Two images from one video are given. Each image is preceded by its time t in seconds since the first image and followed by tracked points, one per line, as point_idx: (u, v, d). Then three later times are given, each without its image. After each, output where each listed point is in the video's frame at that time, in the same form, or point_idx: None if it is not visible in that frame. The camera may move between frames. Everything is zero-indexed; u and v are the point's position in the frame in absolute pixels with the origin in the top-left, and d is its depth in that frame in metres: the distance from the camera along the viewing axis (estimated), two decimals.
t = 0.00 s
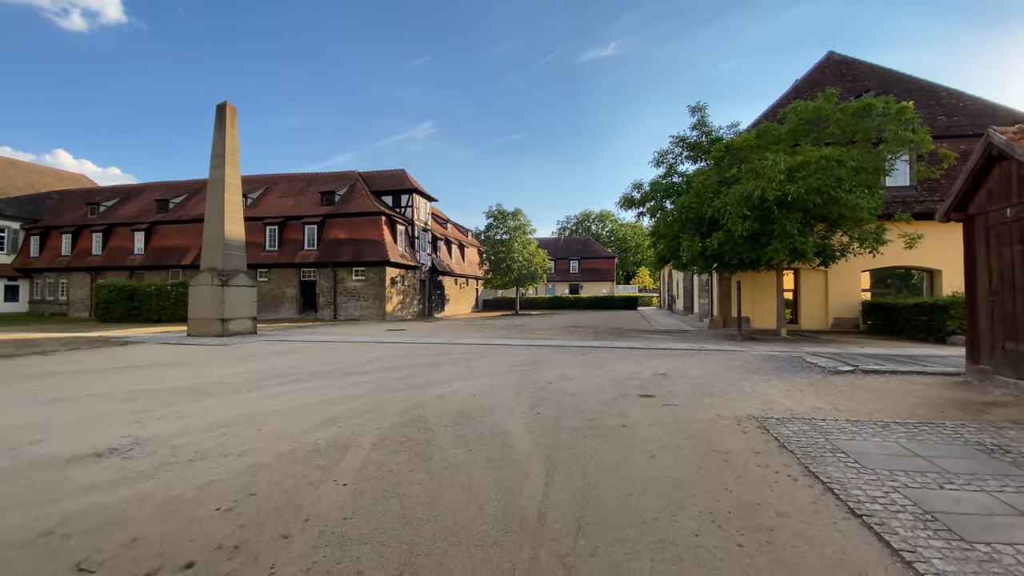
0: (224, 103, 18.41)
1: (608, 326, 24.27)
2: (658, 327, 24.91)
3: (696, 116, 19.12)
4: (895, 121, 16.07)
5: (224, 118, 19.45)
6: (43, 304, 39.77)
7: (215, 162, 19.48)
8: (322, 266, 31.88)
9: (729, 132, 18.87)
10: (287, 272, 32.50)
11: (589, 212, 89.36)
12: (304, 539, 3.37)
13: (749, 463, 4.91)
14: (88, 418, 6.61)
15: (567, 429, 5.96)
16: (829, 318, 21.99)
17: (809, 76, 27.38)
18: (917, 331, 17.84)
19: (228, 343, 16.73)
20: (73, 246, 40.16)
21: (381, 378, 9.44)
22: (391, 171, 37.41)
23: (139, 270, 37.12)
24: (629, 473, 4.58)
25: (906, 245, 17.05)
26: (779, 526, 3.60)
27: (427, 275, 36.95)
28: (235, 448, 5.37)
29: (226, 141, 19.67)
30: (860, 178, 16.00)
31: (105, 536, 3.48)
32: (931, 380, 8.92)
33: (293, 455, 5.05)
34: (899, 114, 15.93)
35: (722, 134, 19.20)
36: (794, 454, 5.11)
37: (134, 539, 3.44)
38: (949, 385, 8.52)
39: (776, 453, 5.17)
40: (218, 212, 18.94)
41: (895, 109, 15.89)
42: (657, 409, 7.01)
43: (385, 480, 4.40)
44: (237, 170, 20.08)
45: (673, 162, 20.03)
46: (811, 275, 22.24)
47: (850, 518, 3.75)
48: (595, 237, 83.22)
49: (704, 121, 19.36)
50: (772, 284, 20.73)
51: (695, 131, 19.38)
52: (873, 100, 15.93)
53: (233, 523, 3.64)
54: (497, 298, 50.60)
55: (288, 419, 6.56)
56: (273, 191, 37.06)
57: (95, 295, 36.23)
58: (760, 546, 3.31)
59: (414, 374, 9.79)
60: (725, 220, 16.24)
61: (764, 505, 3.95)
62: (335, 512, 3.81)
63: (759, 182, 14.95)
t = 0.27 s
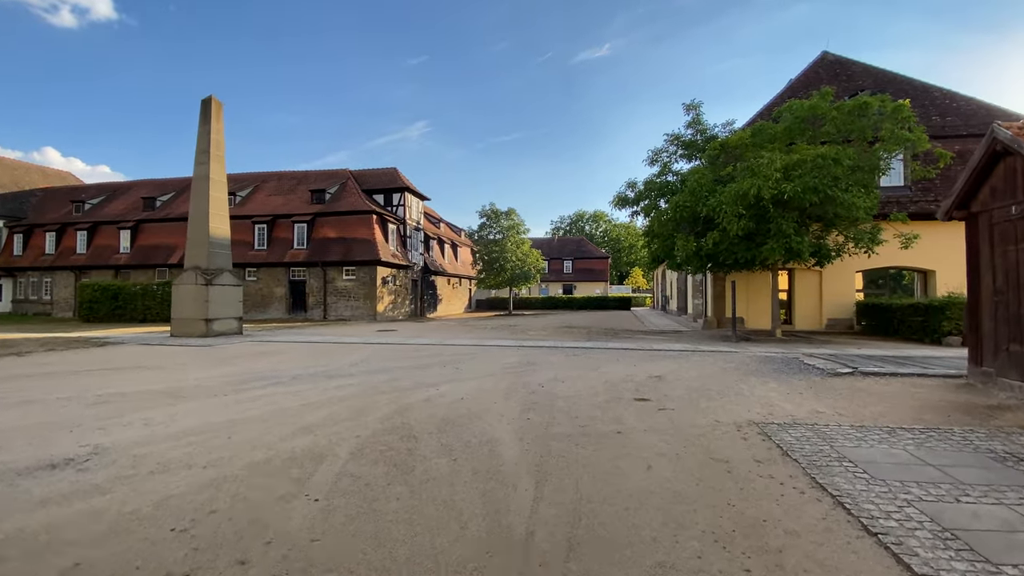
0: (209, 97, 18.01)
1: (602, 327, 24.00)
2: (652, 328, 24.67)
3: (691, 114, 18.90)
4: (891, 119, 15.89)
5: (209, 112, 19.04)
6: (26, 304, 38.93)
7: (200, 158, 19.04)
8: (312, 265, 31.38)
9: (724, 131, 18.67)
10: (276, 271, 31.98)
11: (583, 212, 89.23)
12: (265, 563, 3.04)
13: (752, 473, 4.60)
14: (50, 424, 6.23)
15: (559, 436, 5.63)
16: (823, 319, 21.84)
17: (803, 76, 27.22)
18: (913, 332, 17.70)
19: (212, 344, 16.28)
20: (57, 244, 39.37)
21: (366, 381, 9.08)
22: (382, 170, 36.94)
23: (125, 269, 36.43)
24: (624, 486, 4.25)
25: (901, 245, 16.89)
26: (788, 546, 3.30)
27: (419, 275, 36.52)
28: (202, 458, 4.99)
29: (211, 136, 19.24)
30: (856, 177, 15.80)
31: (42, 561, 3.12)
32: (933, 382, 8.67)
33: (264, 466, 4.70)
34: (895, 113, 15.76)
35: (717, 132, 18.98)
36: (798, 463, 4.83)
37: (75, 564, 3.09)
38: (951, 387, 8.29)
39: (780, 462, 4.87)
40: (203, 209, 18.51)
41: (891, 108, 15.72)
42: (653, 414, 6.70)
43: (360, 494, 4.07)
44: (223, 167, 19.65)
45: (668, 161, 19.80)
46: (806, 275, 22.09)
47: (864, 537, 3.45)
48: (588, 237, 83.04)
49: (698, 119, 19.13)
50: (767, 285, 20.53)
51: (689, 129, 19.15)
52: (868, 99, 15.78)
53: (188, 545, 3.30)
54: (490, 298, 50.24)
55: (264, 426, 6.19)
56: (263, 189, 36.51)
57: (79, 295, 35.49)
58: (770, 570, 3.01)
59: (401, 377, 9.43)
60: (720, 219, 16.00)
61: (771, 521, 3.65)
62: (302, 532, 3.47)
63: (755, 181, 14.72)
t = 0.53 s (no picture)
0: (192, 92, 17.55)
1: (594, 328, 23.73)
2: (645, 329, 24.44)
3: (684, 114, 18.68)
4: (886, 120, 15.74)
5: (192, 108, 18.57)
6: (5, 304, 37.95)
7: (183, 155, 18.55)
8: (300, 265, 30.84)
9: (718, 130, 18.46)
10: (263, 271, 31.41)
11: (575, 212, 89.10)
12: None
13: (756, 490, 4.31)
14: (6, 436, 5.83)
15: (551, 449, 5.31)
16: (816, 321, 21.73)
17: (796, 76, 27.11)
18: (906, 334, 17.60)
19: (193, 346, 15.78)
20: (38, 243, 38.42)
21: (349, 387, 8.70)
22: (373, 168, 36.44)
23: (108, 269, 35.62)
24: (620, 507, 3.93)
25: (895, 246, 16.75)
26: None
27: (410, 275, 36.06)
28: (163, 479, 4.60)
29: (194, 132, 18.72)
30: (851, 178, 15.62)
31: None
32: (934, 388, 8.45)
33: (230, 486, 4.33)
34: (890, 114, 15.62)
35: (711, 132, 18.77)
36: (805, 478, 4.54)
37: None
38: (953, 393, 8.08)
39: (785, 477, 4.58)
40: (185, 207, 18.05)
41: (886, 108, 15.59)
42: (648, 422, 6.40)
43: (332, 519, 3.72)
44: (207, 164, 19.16)
45: (661, 161, 19.55)
46: (798, 277, 21.96)
47: (882, 566, 3.16)
48: (581, 238, 82.91)
49: (692, 119, 18.91)
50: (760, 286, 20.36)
51: (683, 129, 18.92)
52: (863, 100, 15.67)
53: None
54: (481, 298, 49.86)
55: (236, 439, 5.80)
56: (250, 188, 35.86)
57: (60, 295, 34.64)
58: None
59: (386, 382, 9.07)
60: (714, 219, 15.75)
61: (780, 548, 3.34)
62: (263, 565, 3.12)
63: (750, 181, 14.49)
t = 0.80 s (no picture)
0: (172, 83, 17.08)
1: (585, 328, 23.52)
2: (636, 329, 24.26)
3: (677, 111, 18.49)
4: (879, 119, 15.65)
5: (173, 100, 18.08)
6: None
7: (164, 149, 18.06)
8: (286, 263, 30.29)
9: (710, 128, 18.29)
10: (249, 270, 30.81)
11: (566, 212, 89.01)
12: None
13: (760, 500, 4.03)
14: None
15: (542, 455, 5.01)
16: (806, 321, 21.69)
17: (786, 76, 27.08)
18: (897, 334, 17.57)
19: (173, 346, 15.28)
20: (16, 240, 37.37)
21: (332, 389, 8.35)
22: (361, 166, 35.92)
23: (88, 267, 34.73)
24: (616, 521, 3.63)
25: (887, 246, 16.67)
26: None
27: (399, 275, 35.61)
28: (122, 491, 4.24)
29: (175, 125, 18.22)
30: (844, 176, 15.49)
31: None
32: (932, 389, 8.28)
33: (192, 499, 3.98)
34: (882, 112, 15.55)
35: (703, 130, 18.60)
36: (811, 487, 4.27)
37: None
38: (951, 394, 7.91)
39: (790, 485, 4.32)
40: (165, 202, 17.62)
41: (879, 107, 15.49)
42: (644, 426, 6.13)
43: (302, 535, 3.38)
44: (189, 158, 18.68)
45: (653, 159, 19.35)
46: (790, 277, 21.89)
47: None
48: (572, 238, 82.78)
49: (684, 116, 18.71)
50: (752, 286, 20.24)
51: (676, 127, 18.72)
52: (856, 98, 15.61)
53: None
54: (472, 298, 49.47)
55: (206, 445, 5.45)
56: (236, 185, 35.22)
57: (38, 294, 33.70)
58: None
59: (370, 383, 8.74)
60: (707, 218, 15.55)
61: (791, 566, 3.06)
62: None
63: (744, 179, 14.29)
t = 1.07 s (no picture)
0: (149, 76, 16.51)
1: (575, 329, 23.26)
2: (626, 330, 24.05)
3: (668, 110, 18.26)
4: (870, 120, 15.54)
5: (151, 93, 17.49)
6: None
7: (141, 144, 17.46)
8: (270, 262, 29.66)
9: (702, 127, 18.08)
10: (232, 269, 30.12)
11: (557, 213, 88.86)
12: None
13: (764, 520, 3.74)
14: None
15: (529, 469, 4.68)
16: (796, 322, 21.63)
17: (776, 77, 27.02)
18: (887, 336, 17.54)
19: (148, 348, 14.70)
20: None
21: (310, 395, 7.95)
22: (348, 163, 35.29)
23: (65, 266, 33.72)
24: (610, 547, 3.32)
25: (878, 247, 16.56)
26: None
27: (387, 274, 35.09)
28: (65, 514, 3.84)
29: (153, 120, 17.63)
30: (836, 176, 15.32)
31: None
32: (929, 394, 8.08)
33: (141, 527, 3.58)
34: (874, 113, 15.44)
35: (695, 129, 18.39)
36: (817, 504, 3.98)
37: None
38: (949, 398, 7.72)
39: (796, 503, 4.02)
40: (141, 199, 17.05)
41: (870, 107, 15.38)
42: (637, 435, 5.83)
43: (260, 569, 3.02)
44: (167, 153, 18.08)
45: (645, 159, 19.10)
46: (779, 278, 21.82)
47: None
48: (562, 238, 82.62)
49: (676, 115, 18.48)
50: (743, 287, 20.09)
51: (667, 126, 18.48)
52: (848, 99, 15.50)
53: None
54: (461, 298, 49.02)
55: (166, 459, 5.03)
56: (220, 182, 34.43)
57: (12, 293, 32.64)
58: None
59: (351, 388, 8.35)
60: (698, 218, 15.31)
61: None
62: None
63: (736, 178, 14.06)
